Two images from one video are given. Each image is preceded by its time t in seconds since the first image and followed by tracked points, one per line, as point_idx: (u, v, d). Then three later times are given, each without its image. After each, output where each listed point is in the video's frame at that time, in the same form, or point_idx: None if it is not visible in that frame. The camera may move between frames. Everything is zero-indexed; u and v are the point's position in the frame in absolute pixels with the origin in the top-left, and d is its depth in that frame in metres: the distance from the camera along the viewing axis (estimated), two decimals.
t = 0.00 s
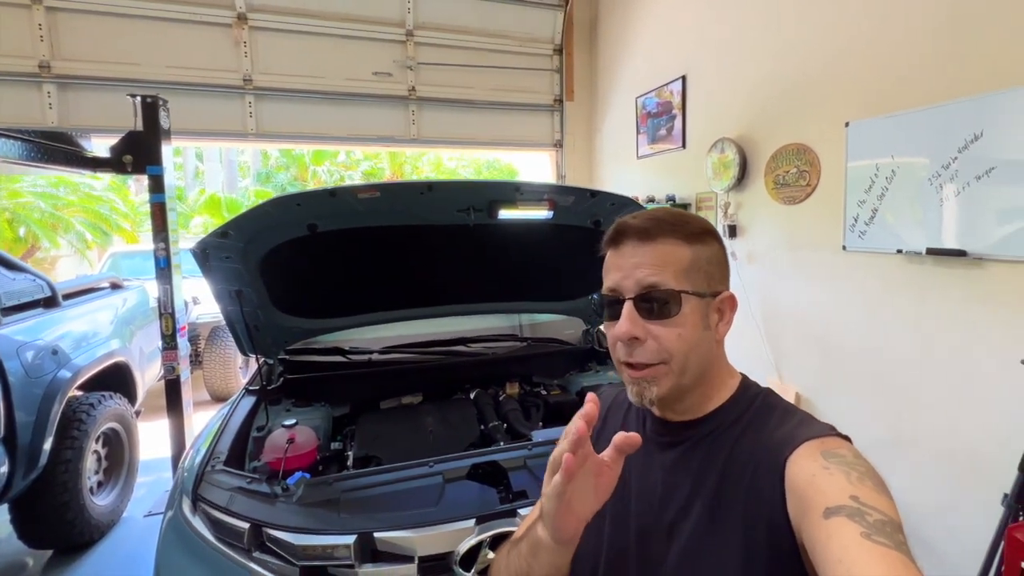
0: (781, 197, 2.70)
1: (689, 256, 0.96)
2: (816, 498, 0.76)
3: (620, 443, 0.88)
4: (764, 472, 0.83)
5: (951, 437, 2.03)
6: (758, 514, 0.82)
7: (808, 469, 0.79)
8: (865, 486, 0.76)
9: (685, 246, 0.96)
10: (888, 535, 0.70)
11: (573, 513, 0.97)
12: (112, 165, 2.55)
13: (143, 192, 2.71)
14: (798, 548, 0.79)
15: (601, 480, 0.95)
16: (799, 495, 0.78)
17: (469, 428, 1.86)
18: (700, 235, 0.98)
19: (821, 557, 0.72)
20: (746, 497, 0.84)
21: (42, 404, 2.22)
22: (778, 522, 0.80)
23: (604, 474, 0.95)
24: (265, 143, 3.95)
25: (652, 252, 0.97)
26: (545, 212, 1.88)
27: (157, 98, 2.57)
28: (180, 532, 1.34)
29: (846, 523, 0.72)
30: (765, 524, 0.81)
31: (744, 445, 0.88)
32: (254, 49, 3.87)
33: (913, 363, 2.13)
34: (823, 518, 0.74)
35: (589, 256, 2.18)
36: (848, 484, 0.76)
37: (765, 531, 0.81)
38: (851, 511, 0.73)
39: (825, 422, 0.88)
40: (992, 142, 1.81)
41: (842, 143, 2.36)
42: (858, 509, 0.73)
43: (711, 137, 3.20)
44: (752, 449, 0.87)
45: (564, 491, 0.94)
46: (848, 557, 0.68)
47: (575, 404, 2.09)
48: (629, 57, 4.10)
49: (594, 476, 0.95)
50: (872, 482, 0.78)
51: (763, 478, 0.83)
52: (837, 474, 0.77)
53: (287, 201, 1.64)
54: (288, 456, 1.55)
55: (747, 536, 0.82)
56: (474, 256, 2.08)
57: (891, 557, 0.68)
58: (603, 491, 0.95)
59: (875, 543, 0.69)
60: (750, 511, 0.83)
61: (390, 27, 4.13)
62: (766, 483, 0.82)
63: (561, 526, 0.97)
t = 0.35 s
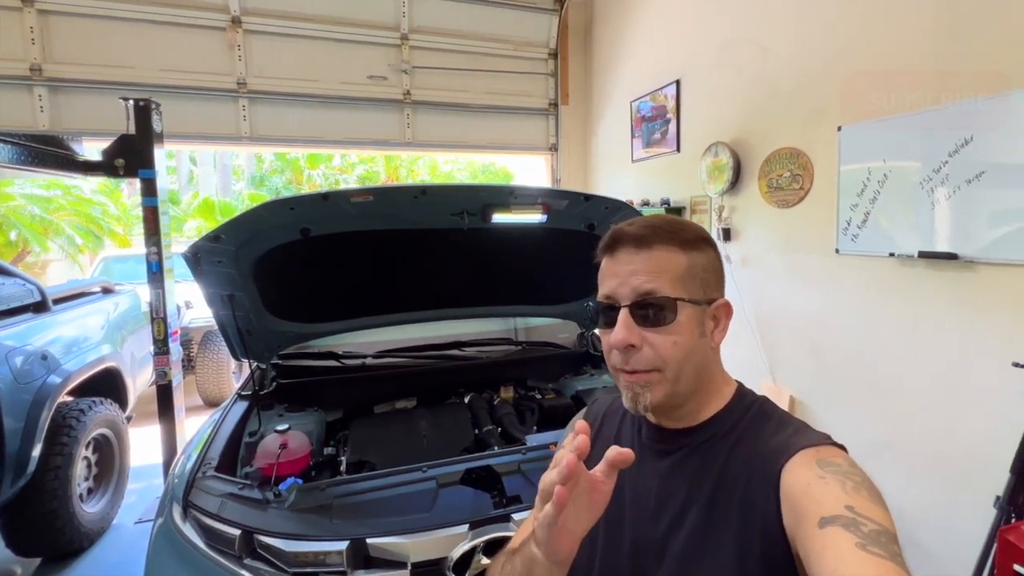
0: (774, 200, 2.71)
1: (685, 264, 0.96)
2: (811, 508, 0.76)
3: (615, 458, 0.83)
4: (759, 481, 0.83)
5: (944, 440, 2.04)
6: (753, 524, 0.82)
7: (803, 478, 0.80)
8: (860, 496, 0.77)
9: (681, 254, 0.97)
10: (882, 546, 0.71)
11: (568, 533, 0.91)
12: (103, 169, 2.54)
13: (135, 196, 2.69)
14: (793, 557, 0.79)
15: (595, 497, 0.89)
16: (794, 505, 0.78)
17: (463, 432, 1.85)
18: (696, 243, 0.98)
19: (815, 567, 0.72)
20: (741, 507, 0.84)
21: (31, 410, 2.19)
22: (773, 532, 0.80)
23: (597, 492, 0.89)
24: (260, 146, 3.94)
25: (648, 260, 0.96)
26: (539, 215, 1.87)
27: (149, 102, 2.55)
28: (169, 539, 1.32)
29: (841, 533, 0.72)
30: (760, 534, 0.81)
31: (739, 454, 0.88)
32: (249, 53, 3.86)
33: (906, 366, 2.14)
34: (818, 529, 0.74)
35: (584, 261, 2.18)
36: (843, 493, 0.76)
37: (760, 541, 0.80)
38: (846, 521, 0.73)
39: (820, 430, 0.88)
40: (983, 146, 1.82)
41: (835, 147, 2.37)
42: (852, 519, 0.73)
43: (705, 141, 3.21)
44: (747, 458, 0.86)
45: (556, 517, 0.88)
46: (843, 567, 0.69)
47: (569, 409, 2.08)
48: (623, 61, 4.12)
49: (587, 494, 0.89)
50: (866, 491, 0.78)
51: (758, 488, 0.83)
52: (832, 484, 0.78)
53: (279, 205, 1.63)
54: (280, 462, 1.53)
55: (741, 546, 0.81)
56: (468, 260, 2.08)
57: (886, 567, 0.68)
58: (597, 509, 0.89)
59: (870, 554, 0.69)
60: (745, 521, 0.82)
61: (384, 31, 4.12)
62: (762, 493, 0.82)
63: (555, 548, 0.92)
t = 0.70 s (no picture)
0: (771, 203, 2.71)
1: (685, 261, 0.96)
2: (808, 508, 0.76)
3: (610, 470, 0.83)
4: (756, 482, 0.83)
5: (940, 442, 2.04)
6: (750, 524, 0.81)
7: (800, 478, 0.79)
8: (856, 496, 0.76)
9: (681, 251, 0.97)
10: (879, 546, 0.70)
11: (559, 545, 0.88)
12: (100, 172, 2.52)
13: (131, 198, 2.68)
14: (789, 558, 0.79)
15: (587, 508, 0.87)
16: (791, 506, 0.78)
17: (460, 436, 1.84)
18: (695, 241, 0.99)
19: (812, 568, 0.71)
20: (739, 507, 0.83)
21: (24, 414, 2.18)
22: (769, 532, 0.80)
23: (590, 503, 0.87)
24: (257, 149, 3.94)
25: (649, 255, 0.97)
26: (536, 218, 1.87)
27: (146, 104, 2.55)
28: (164, 542, 1.30)
29: (838, 533, 0.72)
30: (757, 534, 0.81)
31: (736, 454, 0.88)
32: (246, 56, 3.86)
33: (902, 368, 2.15)
34: (815, 529, 0.73)
35: (582, 263, 2.18)
36: (840, 493, 0.76)
37: (757, 541, 0.80)
38: (842, 521, 0.73)
39: (817, 431, 0.87)
40: (979, 149, 1.84)
41: (831, 150, 2.37)
42: (849, 519, 0.73)
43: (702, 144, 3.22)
44: (744, 458, 0.87)
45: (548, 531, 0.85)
46: (840, 567, 0.68)
47: (567, 411, 2.08)
48: (620, 65, 4.13)
49: (579, 505, 0.87)
50: (863, 492, 0.78)
51: (755, 488, 0.83)
52: (829, 484, 0.77)
53: (276, 206, 1.64)
54: (276, 465, 1.53)
55: (738, 547, 0.81)
56: (466, 262, 2.08)
57: (882, 567, 0.68)
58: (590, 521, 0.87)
59: (866, 554, 0.69)
60: (742, 521, 0.82)
61: (382, 34, 4.13)
62: (758, 493, 0.82)
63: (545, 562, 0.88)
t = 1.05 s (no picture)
0: (770, 206, 2.71)
1: (681, 260, 0.97)
2: (804, 507, 0.75)
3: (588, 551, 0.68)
4: (754, 480, 0.83)
5: (939, 445, 2.04)
6: (746, 523, 0.81)
7: (797, 476, 0.78)
8: (853, 493, 0.76)
9: (677, 250, 0.98)
10: (875, 544, 0.70)
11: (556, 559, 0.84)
12: (98, 174, 2.52)
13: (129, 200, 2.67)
14: (786, 557, 0.78)
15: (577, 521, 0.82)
16: (788, 504, 0.78)
17: (458, 439, 1.84)
18: (690, 240, 1.01)
19: (808, 566, 0.71)
20: (736, 506, 0.83)
21: (20, 417, 2.17)
22: (766, 531, 0.79)
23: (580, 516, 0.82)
24: (256, 152, 3.94)
25: (646, 254, 0.98)
26: (534, 221, 1.87)
27: (145, 107, 2.55)
28: (158, 545, 1.29)
29: (834, 531, 0.71)
30: (754, 533, 0.80)
31: (733, 453, 0.87)
32: (246, 59, 3.86)
33: (901, 371, 2.15)
34: (811, 527, 0.73)
35: (580, 266, 2.18)
36: (836, 491, 0.75)
37: (754, 540, 0.80)
38: (839, 519, 0.72)
39: (814, 429, 0.86)
40: (976, 153, 1.85)
41: (829, 154, 2.38)
42: (844, 517, 0.72)
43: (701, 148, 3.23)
44: (741, 458, 0.86)
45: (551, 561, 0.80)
46: (836, 565, 0.68)
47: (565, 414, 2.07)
48: (619, 69, 4.14)
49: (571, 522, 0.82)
50: (859, 490, 0.77)
51: (752, 488, 0.82)
52: (825, 482, 0.77)
53: (274, 208, 1.64)
54: (272, 469, 1.52)
55: (735, 546, 0.81)
56: (464, 264, 2.07)
57: (877, 564, 0.67)
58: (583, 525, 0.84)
59: (862, 551, 0.68)
60: (739, 521, 0.82)
61: (381, 37, 4.14)
62: (755, 492, 0.82)
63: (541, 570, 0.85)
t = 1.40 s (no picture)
0: (769, 211, 2.71)
1: (675, 258, 0.97)
2: (801, 508, 0.75)
3: None
4: (750, 482, 0.82)
5: (938, 451, 2.03)
6: (742, 525, 0.81)
7: (794, 478, 0.78)
8: (851, 494, 0.75)
9: (669, 249, 0.98)
10: (873, 544, 0.70)
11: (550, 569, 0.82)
12: (98, 178, 2.52)
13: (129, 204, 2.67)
14: (784, 559, 0.78)
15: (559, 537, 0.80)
16: (785, 505, 0.77)
17: (456, 444, 1.83)
18: (680, 240, 1.01)
19: (806, 566, 0.71)
20: (731, 508, 0.83)
21: (18, 421, 2.16)
22: (763, 533, 0.79)
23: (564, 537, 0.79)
24: (256, 156, 3.95)
25: (640, 254, 0.97)
26: (534, 224, 1.87)
27: (146, 111, 2.55)
28: (154, 551, 1.28)
29: (832, 531, 0.72)
30: (750, 535, 0.80)
31: (730, 454, 0.87)
32: (246, 63, 3.87)
33: (900, 377, 2.14)
34: (809, 528, 0.73)
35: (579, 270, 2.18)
36: (834, 492, 0.75)
37: (749, 540, 0.79)
38: (836, 520, 0.72)
39: (811, 430, 0.86)
40: (974, 159, 1.85)
41: (829, 159, 2.38)
42: (843, 518, 0.72)
43: (701, 152, 3.23)
44: (737, 459, 0.85)
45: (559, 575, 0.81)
46: (834, 566, 0.68)
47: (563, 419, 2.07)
48: (619, 73, 4.15)
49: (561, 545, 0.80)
50: (857, 490, 0.77)
51: (748, 491, 0.82)
52: (823, 483, 0.76)
53: (272, 213, 1.62)
54: (269, 474, 1.51)
55: (730, 550, 0.80)
56: (463, 268, 2.07)
57: (876, 565, 0.68)
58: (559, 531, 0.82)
59: (861, 552, 0.69)
60: (735, 523, 0.81)
61: (381, 42, 4.14)
62: (751, 493, 0.81)
63: None
